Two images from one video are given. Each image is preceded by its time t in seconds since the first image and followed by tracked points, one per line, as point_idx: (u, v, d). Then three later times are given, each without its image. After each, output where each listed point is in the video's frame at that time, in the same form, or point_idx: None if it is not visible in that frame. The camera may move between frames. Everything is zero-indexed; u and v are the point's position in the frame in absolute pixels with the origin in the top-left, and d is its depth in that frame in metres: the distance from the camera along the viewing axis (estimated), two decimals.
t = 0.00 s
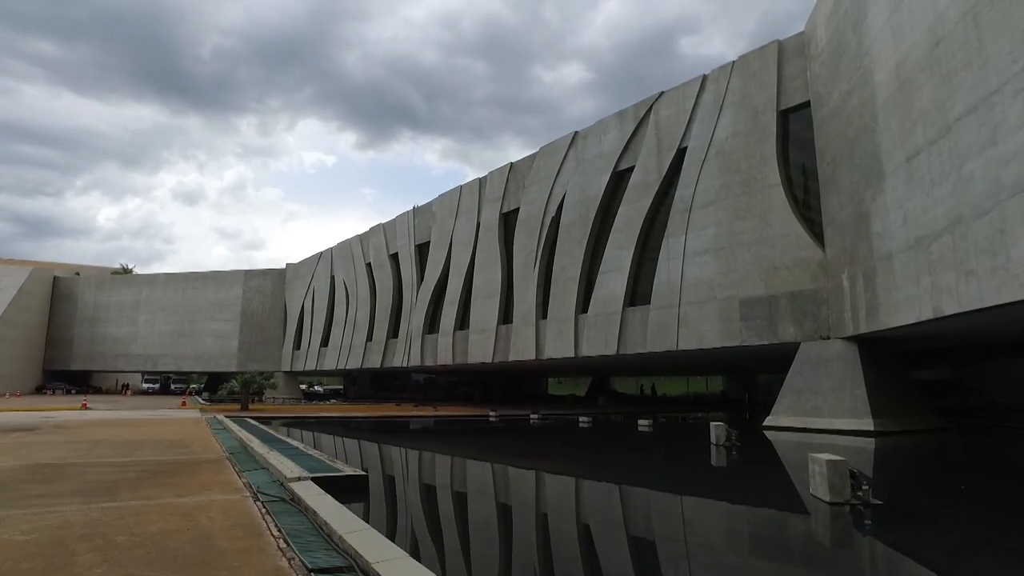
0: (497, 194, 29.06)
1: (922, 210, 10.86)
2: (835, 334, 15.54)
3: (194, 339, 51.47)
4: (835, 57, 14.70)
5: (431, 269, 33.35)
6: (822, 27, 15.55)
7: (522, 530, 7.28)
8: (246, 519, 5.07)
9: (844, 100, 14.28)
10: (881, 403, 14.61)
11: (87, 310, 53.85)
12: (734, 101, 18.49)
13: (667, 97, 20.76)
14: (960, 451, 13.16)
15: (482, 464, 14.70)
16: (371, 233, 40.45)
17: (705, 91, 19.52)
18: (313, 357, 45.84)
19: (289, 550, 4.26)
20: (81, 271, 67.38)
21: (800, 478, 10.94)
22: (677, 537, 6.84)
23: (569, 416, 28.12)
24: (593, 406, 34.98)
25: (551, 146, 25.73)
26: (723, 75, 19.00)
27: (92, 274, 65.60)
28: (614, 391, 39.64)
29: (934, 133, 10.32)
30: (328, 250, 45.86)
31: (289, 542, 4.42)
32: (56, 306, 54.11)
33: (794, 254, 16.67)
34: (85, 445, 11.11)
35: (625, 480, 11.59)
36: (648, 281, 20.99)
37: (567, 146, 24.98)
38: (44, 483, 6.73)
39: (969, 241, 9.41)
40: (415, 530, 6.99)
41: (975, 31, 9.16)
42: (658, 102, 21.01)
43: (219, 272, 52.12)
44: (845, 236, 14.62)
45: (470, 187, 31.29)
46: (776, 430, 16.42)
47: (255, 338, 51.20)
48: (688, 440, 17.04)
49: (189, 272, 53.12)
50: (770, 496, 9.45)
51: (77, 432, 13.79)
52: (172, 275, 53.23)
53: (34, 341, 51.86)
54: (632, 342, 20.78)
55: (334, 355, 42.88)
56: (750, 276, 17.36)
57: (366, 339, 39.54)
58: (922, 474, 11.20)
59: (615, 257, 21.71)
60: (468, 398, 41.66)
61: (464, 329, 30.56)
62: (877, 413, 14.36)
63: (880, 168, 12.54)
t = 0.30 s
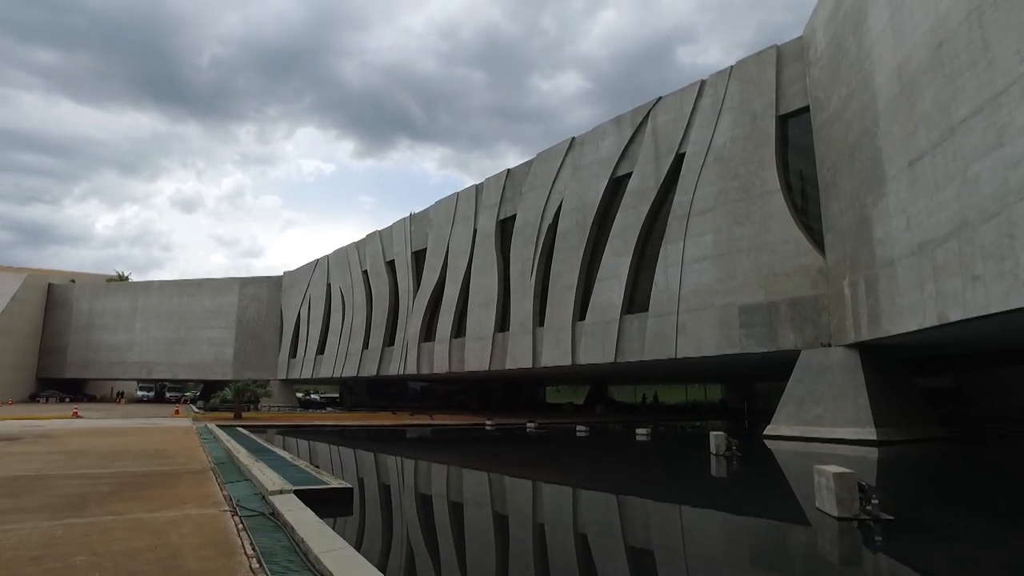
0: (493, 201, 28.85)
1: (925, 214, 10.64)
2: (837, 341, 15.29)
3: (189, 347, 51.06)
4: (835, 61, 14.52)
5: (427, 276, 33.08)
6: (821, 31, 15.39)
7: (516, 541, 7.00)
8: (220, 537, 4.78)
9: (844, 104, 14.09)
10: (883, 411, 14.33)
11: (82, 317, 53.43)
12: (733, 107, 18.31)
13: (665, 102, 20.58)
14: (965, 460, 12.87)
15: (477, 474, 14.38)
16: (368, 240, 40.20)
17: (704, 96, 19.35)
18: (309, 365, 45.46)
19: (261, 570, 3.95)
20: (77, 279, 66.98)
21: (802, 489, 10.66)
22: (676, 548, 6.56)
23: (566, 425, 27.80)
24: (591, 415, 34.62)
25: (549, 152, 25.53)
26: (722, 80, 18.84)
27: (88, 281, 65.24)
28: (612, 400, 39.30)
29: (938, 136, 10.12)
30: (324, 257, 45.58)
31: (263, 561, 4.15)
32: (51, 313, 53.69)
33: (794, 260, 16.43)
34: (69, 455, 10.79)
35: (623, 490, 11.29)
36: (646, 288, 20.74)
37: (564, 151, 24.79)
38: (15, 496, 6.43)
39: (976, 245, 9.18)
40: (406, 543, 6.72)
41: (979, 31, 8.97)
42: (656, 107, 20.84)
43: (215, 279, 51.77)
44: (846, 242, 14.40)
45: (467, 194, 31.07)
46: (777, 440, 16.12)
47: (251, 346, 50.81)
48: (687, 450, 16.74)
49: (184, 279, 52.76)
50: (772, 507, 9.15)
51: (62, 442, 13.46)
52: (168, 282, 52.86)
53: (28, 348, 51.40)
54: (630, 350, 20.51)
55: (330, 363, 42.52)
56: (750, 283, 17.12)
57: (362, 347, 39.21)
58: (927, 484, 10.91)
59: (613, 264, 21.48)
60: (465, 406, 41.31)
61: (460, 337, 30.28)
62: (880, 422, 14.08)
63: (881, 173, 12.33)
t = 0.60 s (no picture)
0: (490, 207, 28.67)
1: (928, 218, 10.45)
2: (838, 348, 15.06)
3: (184, 354, 50.69)
4: (834, 65, 14.36)
5: (423, 283, 32.85)
6: (821, 35, 15.27)
7: (510, 552, 6.77)
8: (194, 550, 4.55)
9: (844, 107, 13.92)
10: (886, 420, 14.10)
11: (77, 324, 53.02)
12: (731, 111, 18.16)
13: (663, 107, 20.43)
14: (970, 470, 12.61)
15: (472, 482, 14.12)
16: (365, 246, 39.98)
17: (702, 101, 19.20)
18: (305, 373, 45.13)
19: None
20: (71, 286, 66.60)
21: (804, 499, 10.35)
22: (675, 559, 6.34)
23: (563, 433, 27.52)
24: (589, 423, 34.41)
25: (547, 157, 25.35)
26: (720, 85, 18.70)
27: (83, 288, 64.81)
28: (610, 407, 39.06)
29: (941, 138, 9.93)
30: (321, 264, 45.35)
31: None
32: (45, 320, 53.29)
33: (794, 266, 16.23)
34: (52, 464, 10.48)
35: (622, 499, 11.05)
36: (644, 295, 20.52)
37: (562, 157, 24.61)
38: None
39: (981, 249, 8.96)
40: (397, 555, 6.48)
41: (983, 32, 8.81)
42: (654, 112, 20.70)
43: (211, 286, 51.44)
44: (847, 247, 14.20)
45: (464, 200, 30.87)
46: (777, 449, 15.86)
47: (247, 353, 50.42)
48: (687, 459, 16.48)
49: (180, 286, 52.39)
50: (773, 517, 8.87)
51: (49, 450, 13.16)
52: (163, 289, 52.50)
53: (21, 356, 50.95)
54: (628, 357, 20.26)
55: (326, 370, 42.21)
56: (750, 290, 16.91)
57: (359, 354, 38.94)
58: (932, 493, 10.65)
59: (610, 270, 21.26)
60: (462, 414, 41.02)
61: (457, 344, 30.01)
62: (882, 431, 13.83)
63: (883, 177, 12.14)
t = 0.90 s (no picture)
0: (488, 212, 28.50)
1: (931, 221, 10.25)
2: (839, 354, 14.83)
3: (181, 360, 50.39)
4: (834, 67, 14.21)
5: (421, 288, 32.65)
6: (820, 37, 15.13)
7: (504, 561, 6.54)
8: (164, 566, 4.32)
9: (844, 109, 13.75)
10: (888, 426, 13.85)
11: (73, 330, 52.71)
12: (730, 115, 18.01)
13: (662, 111, 20.27)
14: (974, 477, 12.36)
15: (468, 490, 13.86)
16: (362, 252, 39.79)
17: (701, 104, 19.04)
18: (302, 379, 44.84)
19: None
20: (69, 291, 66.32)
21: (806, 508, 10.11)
22: (674, 568, 6.12)
23: (562, 440, 27.25)
24: (587, 430, 34.13)
25: (545, 161, 25.18)
26: (719, 88, 18.54)
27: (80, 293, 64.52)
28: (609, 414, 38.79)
29: (944, 139, 9.75)
30: (319, 269, 45.14)
31: None
32: (42, 326, 52.99)
33: (795, 270, 16.02)
34: (37, 472, 10.24)
35: (620, 506, 10.81)
36: (643, 300, 20.31)
37: (560, 161, 24.44)
38: None
39: (986, 251, 8.76)
40: (389, 564, 6.23)
41: (986, 30, 8.64)
42: (652, 116, 20.55)
43: (209, 292, 51.18)
44: (848, 251, 14.00)
45: (462, 205, 30.69)
46: (778, 456, 15.60)
47: (244, 359, 50.12)
48: (687, 466, 16.23)
49: (177, 292, 52.11)
50: (775, 525, 8.63)
51: (37, 458, 12.91)
52: (160, 295, 52.23)
53: (17, 362, 50.62)
54: (626, 363, 20.02)
55: (323, 376, 41.93)
56: (749, 294, 16.70)
57: (356, 360, 38.68)
58: (937, 500, 10.41)
59: (609, 275, 21.06)
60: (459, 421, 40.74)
61: (455, 350, 29.75)
62: (885, 438, 13.58)
63: (884, 179, 11.96)
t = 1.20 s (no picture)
0: (486, 219, 28.33)
1: (935, 227, 10.06)
2: (841, 362, 14.62)
3: (178, 369, 50.08)
4: (834, 72, 14.09)
5: (419, 295, 32.44)
6: (820, 43, 15.03)
7: (500, 572, 6.32)
8: None
9: (845, 114, 13.60)
10: (891, 435, 13.63)
11: (69, 338, 52.37)
12: (729, 121, 17.88)
13: (660, 117, 20.15)
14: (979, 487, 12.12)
15: (465, 500, 13.61)
16: (360, 260, 39.61)
17: (700, 111, 18.92)
18: (300, 388, 44.52)
19: None
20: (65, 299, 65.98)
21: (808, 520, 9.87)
22: None
23: (560, 450, 26.94)
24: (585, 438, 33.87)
25: (543, 168, 25.04)
26: (718, 94, 18.41)
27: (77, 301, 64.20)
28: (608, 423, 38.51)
29: (947, 143, 9.58)
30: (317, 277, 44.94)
31: None
32: (38, 334, 52.67)
33: (795, 277, 15.83)
34: (21, 483, 9.98)
35: (620, 516, 10.58)
36: (642, 308, 20.10)
37: (558, 168, 24.30)
38: None
39: (992, 257, 8.57)
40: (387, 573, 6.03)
41: (990, 32, 8.49)
42: (651, 122, 20.43)
43: (206, 300, 50.92)
44: (849, 257, 13.83)
45: (460, 213, 30.54)
46: (779, 466, 15.34)
47: (241, 367, 49.79)
48: (686, 476, 15.97)
49: (174, 299, 51.83)
50: (776, 537, 8.40)
51: (24, 468, 12.65)
52: (157, 303, 51.94)
53: (13, 370, 50.25)
54: (625, 371, 19.79)
55: (320, 385, 41.63)
56: (749, 302, 16.50)
57: (353, 368, 38.40)
58: (943, 511, 10.17)
59: (608, 282, 20.88)
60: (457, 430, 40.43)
61: (452, 358, 29.51)
62: (888, 448, 13.35)
63: (886, 184, 11.79)
